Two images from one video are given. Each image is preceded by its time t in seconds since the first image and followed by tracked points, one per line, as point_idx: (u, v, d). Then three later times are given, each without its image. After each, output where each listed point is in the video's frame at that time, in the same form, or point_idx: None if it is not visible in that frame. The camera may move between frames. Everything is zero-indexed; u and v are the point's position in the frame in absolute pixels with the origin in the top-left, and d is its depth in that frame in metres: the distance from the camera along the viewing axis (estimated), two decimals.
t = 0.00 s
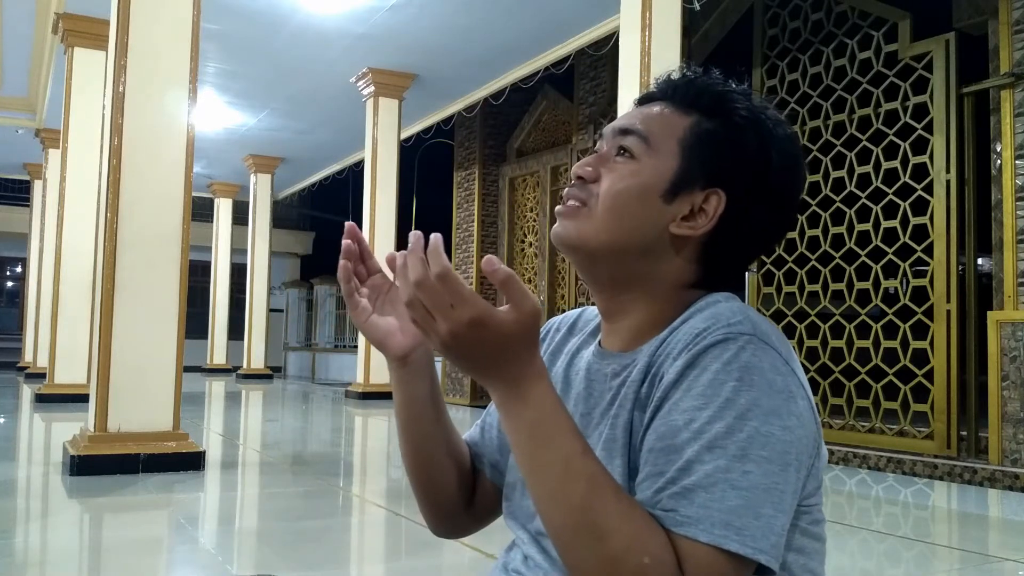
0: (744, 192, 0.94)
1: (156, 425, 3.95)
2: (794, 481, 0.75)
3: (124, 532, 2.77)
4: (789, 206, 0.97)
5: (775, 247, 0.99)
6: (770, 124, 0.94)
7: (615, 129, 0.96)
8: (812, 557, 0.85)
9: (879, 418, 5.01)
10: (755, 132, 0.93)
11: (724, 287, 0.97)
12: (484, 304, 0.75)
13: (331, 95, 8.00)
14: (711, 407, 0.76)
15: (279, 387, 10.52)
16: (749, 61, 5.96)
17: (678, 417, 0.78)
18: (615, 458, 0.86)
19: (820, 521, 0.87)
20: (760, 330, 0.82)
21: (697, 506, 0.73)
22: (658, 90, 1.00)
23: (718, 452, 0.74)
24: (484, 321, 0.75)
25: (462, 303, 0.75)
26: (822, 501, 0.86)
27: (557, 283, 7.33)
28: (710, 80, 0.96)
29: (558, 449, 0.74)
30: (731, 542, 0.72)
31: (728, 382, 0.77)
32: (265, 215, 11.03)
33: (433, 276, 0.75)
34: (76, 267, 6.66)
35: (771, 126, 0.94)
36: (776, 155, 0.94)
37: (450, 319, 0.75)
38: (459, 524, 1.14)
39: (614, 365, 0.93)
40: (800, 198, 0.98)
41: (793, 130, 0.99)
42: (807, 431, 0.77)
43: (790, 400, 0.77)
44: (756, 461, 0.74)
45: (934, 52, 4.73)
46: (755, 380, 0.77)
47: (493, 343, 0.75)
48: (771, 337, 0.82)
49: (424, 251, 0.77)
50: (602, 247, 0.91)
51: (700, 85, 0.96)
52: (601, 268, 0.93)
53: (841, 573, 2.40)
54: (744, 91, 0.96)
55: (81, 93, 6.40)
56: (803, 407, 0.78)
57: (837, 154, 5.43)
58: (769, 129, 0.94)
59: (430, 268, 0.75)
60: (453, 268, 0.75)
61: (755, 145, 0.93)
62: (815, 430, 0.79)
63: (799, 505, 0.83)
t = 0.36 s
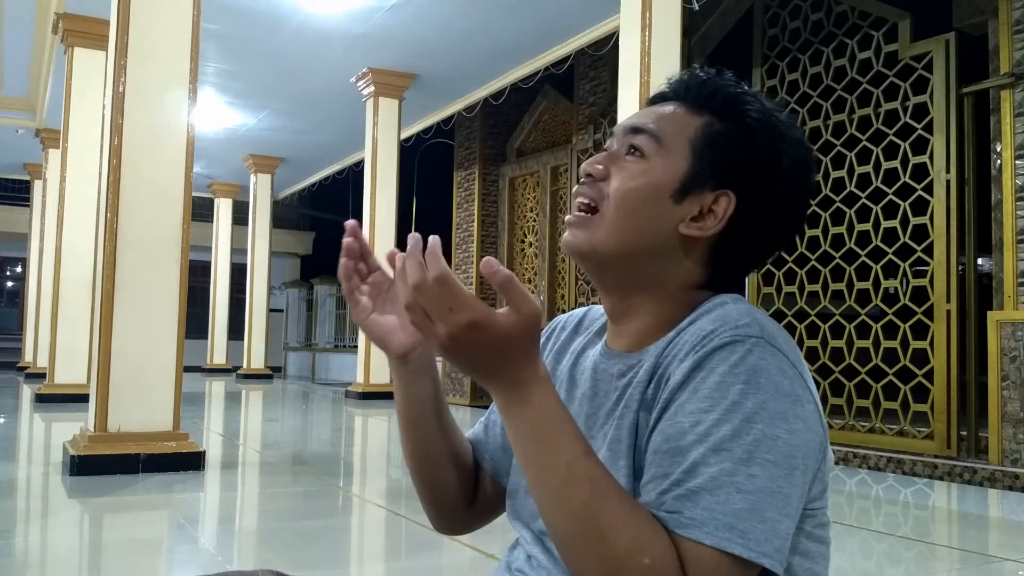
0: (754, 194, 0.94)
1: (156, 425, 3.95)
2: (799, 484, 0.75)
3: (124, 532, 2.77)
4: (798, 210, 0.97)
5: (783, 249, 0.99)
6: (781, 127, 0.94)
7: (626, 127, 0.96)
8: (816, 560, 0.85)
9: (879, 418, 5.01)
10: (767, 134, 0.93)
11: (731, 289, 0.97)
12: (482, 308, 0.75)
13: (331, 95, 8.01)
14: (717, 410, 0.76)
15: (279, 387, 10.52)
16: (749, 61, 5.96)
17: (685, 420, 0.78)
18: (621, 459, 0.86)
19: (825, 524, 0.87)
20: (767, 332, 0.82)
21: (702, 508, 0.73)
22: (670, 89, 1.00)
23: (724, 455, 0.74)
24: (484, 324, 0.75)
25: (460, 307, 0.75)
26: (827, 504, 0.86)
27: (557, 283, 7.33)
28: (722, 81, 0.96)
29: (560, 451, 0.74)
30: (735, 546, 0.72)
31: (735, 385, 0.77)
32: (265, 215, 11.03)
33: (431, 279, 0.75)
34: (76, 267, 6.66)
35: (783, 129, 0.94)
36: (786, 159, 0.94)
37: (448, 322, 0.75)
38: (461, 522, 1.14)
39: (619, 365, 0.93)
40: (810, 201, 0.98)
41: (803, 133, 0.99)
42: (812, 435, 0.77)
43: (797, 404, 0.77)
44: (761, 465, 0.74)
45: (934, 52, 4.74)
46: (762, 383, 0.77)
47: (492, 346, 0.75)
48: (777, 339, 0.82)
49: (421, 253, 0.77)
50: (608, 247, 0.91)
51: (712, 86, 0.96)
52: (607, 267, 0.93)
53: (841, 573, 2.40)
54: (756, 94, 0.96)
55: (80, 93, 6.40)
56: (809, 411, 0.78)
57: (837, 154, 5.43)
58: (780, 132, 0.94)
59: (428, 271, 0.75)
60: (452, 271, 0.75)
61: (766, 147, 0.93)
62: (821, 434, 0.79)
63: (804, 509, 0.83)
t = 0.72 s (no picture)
0: (760, 194, 0.94)
1: (156, 425, 3.95)
2: (805, 486, 0.75)
3: (125, 532, 2.77)
4: (803, 211, 0.97)
5: (789, 251, 0.99)
6: (788, 127, 0.94)
7: (633, 126, 0.96)
8: (820, 562, 0.85)
9: (879, 418, 5.01)
10: (775, 135, 0.93)
11: (736, 289, 0.97)
12: (487, 311, 0.74)
13: (331, 95, 8.01)
14: (723, 412, 0.76)
15: (279, 387, 10.52)
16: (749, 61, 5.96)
17: (690, 422, 0.78)
18: (626, 461, 0.86)
19: (829, 525, 0.87)
20: (774, 334, 0.81)
21: (708, 511, 0.73)
22: (677, 87, 1.00)
23: (730, 458, 0.74)
24: (488, 329, 0.74)
25: (465, 310, 0.74)
26: (831, 507, 0.86)
27: (557, 283, 7.34)
28: (729, 80, 0.96)
29: (563, 456, 0.74)
30: (741, 548, 0.72)
31: (740, 388, 0.77)
32: (265, 215, 11.03)
33: (435, 283, 0.74)
34: (76, 267, 6.66)
35: (792, 129, 0.94)
36: (794, 159, 0.94)
37: (453, 326, 0.74)
38: (465, 520, 1.15)
39: (623, 365, 0.93)
40: (816, 201, 0.98)
41: (811, 133, 0.98)
42: (819, 437, 0.77)
43: (803, 406, 0.77)
44: (767, 467, 0.74)
45: (934, 52, 4.74)
46: (768, 385, 0.77)
47: (497, 350, 0.74)
48: (783, 340, 0.82)
49: (424, 255, 0.76)
50: (615, 247, 0.91)
51: (720, 85, 0.96)
52: (613, 265, 0.92)
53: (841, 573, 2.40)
54: (763, 94, 0.96)
55: (80, 93, 6.40)
56: (815, 414, 0.78)
57: (837, 154, 5.43)
58: (789, 133, 0.94)
59: (432, 274, 0.74)
60: (456, 276, 0.74)
61: (774, 149, 0.93)
62: (826, 437, 0.79)
63: (810, 511, 0.83)
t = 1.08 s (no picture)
0: (753, 191, 0.94)
1: (156, 425, 3.95)
2: (801, 487, 0.75)
3: (125, 532, 2.77)
4: (797, 205, 0.96)
5: (783, 246, 0.99)
6: (780, 122, 0.93)
7: (622, 125, 0.96)
8: (817, 560, 0.85)
9: (879, 418, 5.01)
10: (765, 130, 0.93)
11: (731, 286, 0.97)
12: (474, 321, 0.74)
13: (331, 95, 8.01)
14: (718, 414, 0.76)
15: (279, 387, 10.52)
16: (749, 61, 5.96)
17: (685, 424, 0.78)
18: (620, 462, 0.86)
19: (826, 523, 0.87)
20: (767, 334, 0.81)
21: (704, 515, 0.73)
22: (667, 84, 1.00)
23: (725, 460, 0.74)
24: (475, 339, 0.74)
25: (452, 321, 0.74)
26: (828, 504, 0.86)
27: (557, 283, 7.34)
28: (720, 75, 0.96)
29: (556, 464, 0.74)
30: (738, 552, 0.72)
31: (735, 389, 0.77)
32: (265, 215, 11.03)
33: (420, 294, 0.75)
34: (76, 267, 6.66)
35: (782, 123, 0.94)
36: (785, 154, 0.93)
37: (440, 336, 0.75)
38: (461, 524, 1.15)
39: (617, 365, 0.93)
40: (809, 196, 0.97)
41: (804, 128, 0.98)
42: (815, 438, 0.77)
43: (798, 406, 0.77)
44: (762, 469, 0.74)
45: (934, 52, 4.73)
46: (762, 386, 0.77)
47: (486, 359, 0.75)
48: (778, 340, 0.82)
49: (409, 266, 0.76)
50: (605, 247, 0.91)
51: (711, 80, 0.96)
52: (604, 267, 0.93)
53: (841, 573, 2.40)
54: (754, 89, 0.95)
55: (80, 93, 6.40)
56: (811, 413, 0.78)
57: (837, 154, 5.43)
58: (779, 127, 0.93)
59: (417, 285, 0.75)
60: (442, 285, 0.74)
61: (765, 144, 0.93)
62: (822, 436, 0.79)
63: (806, 510, 0.83)
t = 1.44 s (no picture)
0: (723, 189, 0.93)
1: (156, 425, 3.95)
2: (784, 489, 0.75)
3: (125, 532, 2.77)
4: (769, 201, 0.96)
5: (759, 241, 0.99)
6: (743, 118, 0.94)
7: (584, 134, 0.96)
8: (806, 560, 0.85)
9: (878, 418, 5.01)
10: (728, 128, 0.93)
11: (713, 288, 0.97)
12: (444, 340, 0.73)
13: (331, 95, 8.01)
14: (697, 420, 0.76)
15: (279, 387, 10.52)
16: (749, 61, 5.96)
17: (665, 431, 0.78)
18: (603, 471, 0.86)
19: (815, 523, 0.87)
20: (745, 336, 0.82)
21: (687, 522, 0.73)
22: (628, 88, 1.00)
23: (706, 466, 0.74)
24: (446, 357, 0.73)
25: (422, 341, 0.73)
26: (816, 504, 0.86)
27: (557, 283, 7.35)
28: (679, 76, 0.96)
29: (535, 480, 0.74)
30: (722, 558, 0.72)
31: (714, 393, 0.77)
32: (265, 215, 11.03)
33: (387, 315, 0.73)
34: (76, 267, 6.67)
35: (745, 119, 0.94)
36: (750, 149, 0.93)
37: (410, 357, 0.73)
38: (449, 531, 1.15)
39: (598, 372, 0.93)
40: (778, 188, 0.97)
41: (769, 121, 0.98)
42: (797, 440, 0.77)
43: (778, 408, 0.77)
44: (744, 473, 0.74)
45: (934, 52, 4.73)
46: (740, 389, 0.77)
47: (459, 377, 0.74)
48: (756, 343, 0.82)
49: (378, 286, 0.75)
50: (576, 257, 0.91)
51: (670, 82, 0.96)
52: (580, 279, 0.93)
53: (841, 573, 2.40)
54: (715, 85, 0.96)
55: (80, 93, 6.40)
56: (791, 412, 0.78)
57: (837, 155, 5.43)
58: (743, 123, 0.93)
59: (384, 306, 0.73)
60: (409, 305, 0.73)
61: (729, 142, 0.93)
62: (805, 435, 0.79)
63: (792, 511, 0.83)
